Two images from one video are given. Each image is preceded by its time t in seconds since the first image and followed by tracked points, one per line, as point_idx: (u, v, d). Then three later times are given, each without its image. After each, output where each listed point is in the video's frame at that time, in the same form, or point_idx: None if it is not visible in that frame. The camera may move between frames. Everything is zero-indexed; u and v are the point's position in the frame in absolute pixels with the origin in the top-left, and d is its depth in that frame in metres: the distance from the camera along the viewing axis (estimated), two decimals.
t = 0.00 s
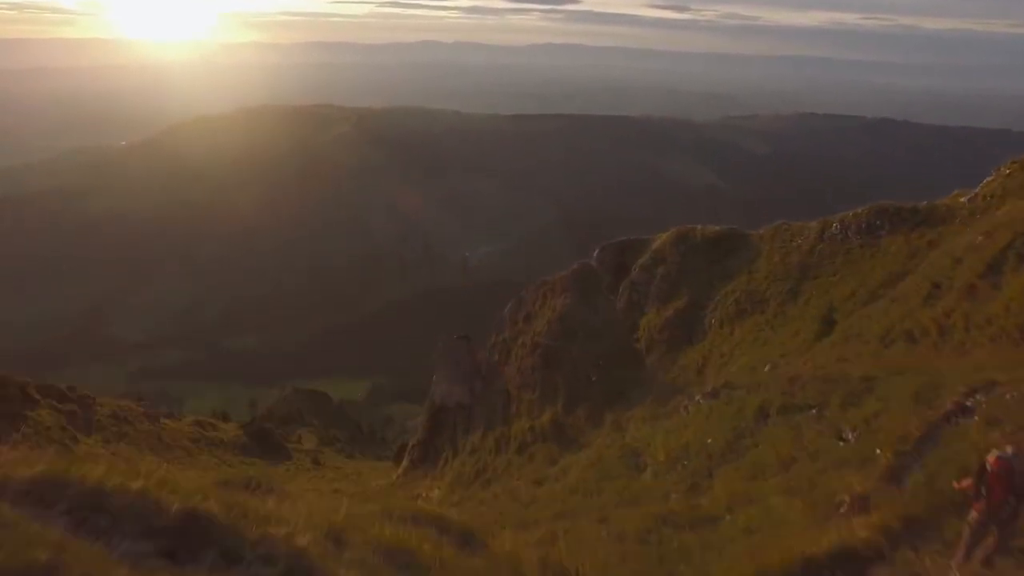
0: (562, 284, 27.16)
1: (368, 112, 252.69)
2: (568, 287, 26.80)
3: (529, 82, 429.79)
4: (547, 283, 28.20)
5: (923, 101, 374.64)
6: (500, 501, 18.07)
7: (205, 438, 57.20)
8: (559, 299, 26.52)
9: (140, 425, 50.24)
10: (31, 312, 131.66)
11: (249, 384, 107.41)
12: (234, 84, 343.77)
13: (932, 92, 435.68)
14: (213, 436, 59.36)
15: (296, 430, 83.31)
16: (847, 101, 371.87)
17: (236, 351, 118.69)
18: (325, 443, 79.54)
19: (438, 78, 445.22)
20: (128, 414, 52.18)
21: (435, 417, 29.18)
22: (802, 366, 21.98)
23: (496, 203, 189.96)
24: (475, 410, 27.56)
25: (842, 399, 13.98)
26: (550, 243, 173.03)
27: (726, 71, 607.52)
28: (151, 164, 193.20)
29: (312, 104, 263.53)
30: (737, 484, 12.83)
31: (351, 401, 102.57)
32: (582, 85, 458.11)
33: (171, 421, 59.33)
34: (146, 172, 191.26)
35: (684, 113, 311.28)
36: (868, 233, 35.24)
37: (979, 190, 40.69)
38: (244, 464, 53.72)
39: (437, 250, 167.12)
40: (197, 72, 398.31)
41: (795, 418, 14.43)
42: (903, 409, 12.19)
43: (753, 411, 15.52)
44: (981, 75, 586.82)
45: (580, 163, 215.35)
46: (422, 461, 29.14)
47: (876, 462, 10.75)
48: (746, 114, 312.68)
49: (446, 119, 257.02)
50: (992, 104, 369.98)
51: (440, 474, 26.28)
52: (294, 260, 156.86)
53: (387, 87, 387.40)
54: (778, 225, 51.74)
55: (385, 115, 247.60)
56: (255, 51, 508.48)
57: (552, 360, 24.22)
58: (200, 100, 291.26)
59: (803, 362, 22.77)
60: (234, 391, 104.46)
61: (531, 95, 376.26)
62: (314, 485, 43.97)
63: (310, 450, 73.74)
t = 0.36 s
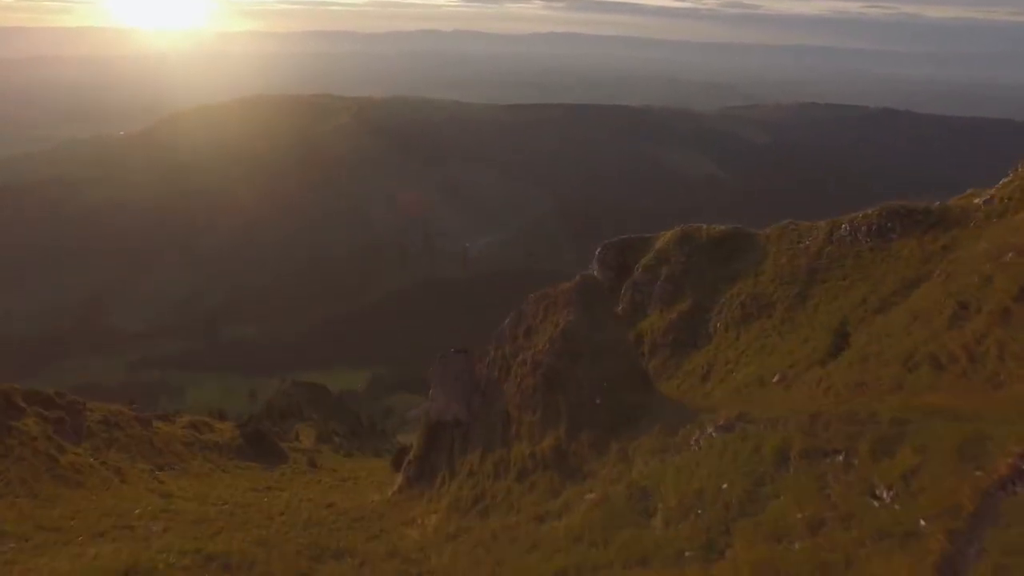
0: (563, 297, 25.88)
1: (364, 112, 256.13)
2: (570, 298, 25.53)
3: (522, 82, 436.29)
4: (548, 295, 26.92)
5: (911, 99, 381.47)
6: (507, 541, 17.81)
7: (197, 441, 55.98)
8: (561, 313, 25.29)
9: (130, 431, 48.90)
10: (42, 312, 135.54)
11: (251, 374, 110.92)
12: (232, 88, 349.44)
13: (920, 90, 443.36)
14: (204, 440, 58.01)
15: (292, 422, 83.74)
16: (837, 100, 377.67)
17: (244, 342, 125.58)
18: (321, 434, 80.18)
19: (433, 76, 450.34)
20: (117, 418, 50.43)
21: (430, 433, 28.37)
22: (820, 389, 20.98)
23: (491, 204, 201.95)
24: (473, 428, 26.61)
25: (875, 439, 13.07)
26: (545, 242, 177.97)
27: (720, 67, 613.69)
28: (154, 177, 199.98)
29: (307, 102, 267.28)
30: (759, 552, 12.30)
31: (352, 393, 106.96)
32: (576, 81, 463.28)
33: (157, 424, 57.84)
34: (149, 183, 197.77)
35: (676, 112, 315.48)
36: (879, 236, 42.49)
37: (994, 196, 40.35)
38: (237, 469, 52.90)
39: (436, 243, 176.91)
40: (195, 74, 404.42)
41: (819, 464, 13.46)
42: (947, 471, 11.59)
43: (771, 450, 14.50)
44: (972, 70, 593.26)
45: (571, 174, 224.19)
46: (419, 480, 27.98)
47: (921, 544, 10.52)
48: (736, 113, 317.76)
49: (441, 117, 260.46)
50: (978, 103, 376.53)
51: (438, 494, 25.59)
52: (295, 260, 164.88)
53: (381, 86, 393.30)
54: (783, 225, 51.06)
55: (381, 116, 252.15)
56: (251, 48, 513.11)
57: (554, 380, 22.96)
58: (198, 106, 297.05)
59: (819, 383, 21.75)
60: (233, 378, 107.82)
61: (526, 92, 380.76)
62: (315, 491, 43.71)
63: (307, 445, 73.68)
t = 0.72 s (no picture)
0: (565, 309, 23.91)
1: (362, 105, 258.37)
2: (572, 312, 23.47)
3: (518, 75, 439.51)
4: (549, 307, 25.12)
5: (904, 95, 385.07)
6: None
7: (191, 445, 54.89)
8: (562, 330, 23.47)
9: (120, 437, 47.48)
10: (41, 303, 139.36)
11: (251, 365, 114.15)
12: (231, 80, 353.20)
13: (913, 86, 448.36)
14: (199, 443, 56.94)
15: (289, 415, 84.28)
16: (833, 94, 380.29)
17: (241, 333, 129.07)
18: (318, 433, 79.92)
19: (431, 67, 454.57)
20: (107, 422, 49.01)
21: (425, 450, 27.02)
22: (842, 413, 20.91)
23: (489, 195, 199.95)
24: (470, 449, 25.20)
25: (910, 497, 13.20)
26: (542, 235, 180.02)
27: (717, 58, 618.80)
28: (156, 173, 201.82)
29: (306, 95, 269.78)
30: None
31: (352, 380, 107.79)
32: (574, 72, 467.22)
33: (150, 427, 56.81)
34: (150, 179, 199.43)
35: (672, 105, 317.75)
36: (891, 239, 41.55)
37: (1013, 194, 38.75)
38: (232, 474, 51.77)
39: (435, 233, 177.15)
40: (195, 66, 409.82)
41: (847, 521, 13.63)
42: (1009, 547, 11.82)
43: (795, 499, 14.54)
44: (965, 66, 599.44)
45: (568, 168, 227.02)
46: (413, 502, 26.62)
47: None
48: (734, 104, 320.64)
49: (439, 111, 262.49)
50: (971, 100, 380.80)
51: (434, 519, 24.42)
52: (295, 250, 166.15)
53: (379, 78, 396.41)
54: (791, 225, 50.01)
55: (381, 106, 254.49)
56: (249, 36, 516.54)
57: (556, 404, 21.85)
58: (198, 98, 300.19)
59: (841, 403, 21.63)
60: (230, 372, 111.77)
61: (524, 84, 384.60)
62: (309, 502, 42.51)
63: (304, 445, 73.62)
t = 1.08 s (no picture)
0: (567, 326, 22.75)
1: (358, 98, 259.21)
2: (574, 330, 22.39)
3: (512, 65, 441.11)
4: (550, 322, 23.95)
5: (896, 86, 388.40)
6: None
7: (183, 449, 53.62)
8: (564, 351, 22.43)
9: (111, 443, 46.28)
10: (34, 291, 141.87)
11: (251, 356, 115.34)
12: (226, 70, 354.30)
13: (904, 78, 453.38)
14: (191, 446, 55.61)
15: (289, 417, 83.88)
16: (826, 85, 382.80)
17: (238, 326, 129.72)
18: (315, 433, 79.10)
19: (427, 56, 459.37)
20: (96, 429, 47.69)
21: (419, 468, 25.62)
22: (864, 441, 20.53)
23: (485, 186, 204.56)
24: (467, 471, 24.02)
25: (959, 570, 12.97)
26: (539, 228, 182.12)
27: (713, 48, 622.60)
28: (154, 167, 201.60)
29: (302, 86, 270.52)
30: None
31: (354, 373, 112.27)
32: (570, 62, 470.84)
33: (140, 431, 55.53)
34: (149, 172, 199.23)
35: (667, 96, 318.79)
36: (905, 241, 40.15)
37: None
38: (224, 480, 50.60)
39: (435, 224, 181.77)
40: (194, 57, 415.51)
41: None
42: None
43: (822, 565, 14.42)
44: (957, 58, 605.73)
45: (564, 161, 228.34)
46: (404, 524, 25.21)
47: None
48: (731, 93, 322.63)
49: (434, 103, 263.40)
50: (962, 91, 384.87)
51: (429, 547, 23.16)
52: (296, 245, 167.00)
53: (373, 66, 398.08)
54: (800, 224, 48.61)
55: (379, 99, 258.54)
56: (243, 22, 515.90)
57: (559, 431, 21.13)
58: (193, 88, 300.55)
59: (861, 431, 21.14)
60: (229, 365, 112.29)
61: (520, 75, 388.53)
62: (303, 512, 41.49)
63: (300, 446, 72.67)
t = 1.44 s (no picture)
0: (569, 344, 23.60)
1: (353, 90, 265.07)
2: (576, 350, 23.23)
3: (505, 59, 449.56)
4: (550, 344, 24.75)
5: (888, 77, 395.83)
6: None
7: (173, 454, 52.66)
8: (566, 374, 23.33)
9: (97, 451, 45.10)
10: (40, 282, 152.76)
11: (249, 347, 124.38)
12: (224, 63, 363.45)
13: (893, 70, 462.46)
14: (183, 450, 54.51)
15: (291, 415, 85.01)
16: (815, 84, 390.76)
17: (237, 317, 138.81)
18: (316, 432, 79.17)
19: (428, 45, 469.50)
20: (83, 435, 46.49)
21: (413, 495, 26.38)
22: (884, 474, 21.58)
23: (480, 181, 214.64)
24: (462, 497, 24.77)
25: None
26: (534, 222, 189.60)
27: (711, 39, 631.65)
28: (153, 163, 208.75)
29: (299, 75, 275.72)
30: None
31: (352, 361, 117.28)
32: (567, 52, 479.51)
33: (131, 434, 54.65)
34: (149, 170, 206.63)
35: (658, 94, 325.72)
36: (919, 246, 38.64)
37: None
38: (214, 487, 49.70)
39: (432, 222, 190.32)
40: (198, 45, 428.36)
41: None
42: None
43: None
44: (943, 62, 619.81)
45: (559, 158, 234.21)
46: (396, 552, 25.89)
47: None
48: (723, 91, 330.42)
49: (430, 99, 269.11)
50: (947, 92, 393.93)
51: None
52: (294, 243, 175.08)
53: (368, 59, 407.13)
54: (810, 224, 47.11)
55: (377, 93, 265.83)
56: (240, 8, 524.68)
57: (557, 464, 22.25)
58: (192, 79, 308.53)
59: (881, 464, 22.12)
60: (228, 355, 121.58)
61: (517, 66, 397.30)
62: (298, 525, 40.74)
63: (299, 446, 72.16)
